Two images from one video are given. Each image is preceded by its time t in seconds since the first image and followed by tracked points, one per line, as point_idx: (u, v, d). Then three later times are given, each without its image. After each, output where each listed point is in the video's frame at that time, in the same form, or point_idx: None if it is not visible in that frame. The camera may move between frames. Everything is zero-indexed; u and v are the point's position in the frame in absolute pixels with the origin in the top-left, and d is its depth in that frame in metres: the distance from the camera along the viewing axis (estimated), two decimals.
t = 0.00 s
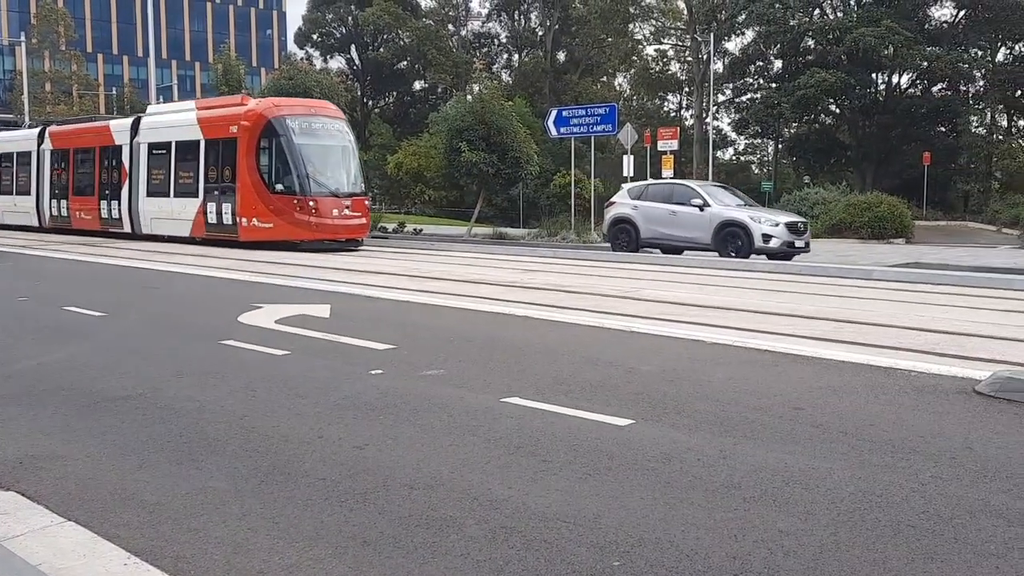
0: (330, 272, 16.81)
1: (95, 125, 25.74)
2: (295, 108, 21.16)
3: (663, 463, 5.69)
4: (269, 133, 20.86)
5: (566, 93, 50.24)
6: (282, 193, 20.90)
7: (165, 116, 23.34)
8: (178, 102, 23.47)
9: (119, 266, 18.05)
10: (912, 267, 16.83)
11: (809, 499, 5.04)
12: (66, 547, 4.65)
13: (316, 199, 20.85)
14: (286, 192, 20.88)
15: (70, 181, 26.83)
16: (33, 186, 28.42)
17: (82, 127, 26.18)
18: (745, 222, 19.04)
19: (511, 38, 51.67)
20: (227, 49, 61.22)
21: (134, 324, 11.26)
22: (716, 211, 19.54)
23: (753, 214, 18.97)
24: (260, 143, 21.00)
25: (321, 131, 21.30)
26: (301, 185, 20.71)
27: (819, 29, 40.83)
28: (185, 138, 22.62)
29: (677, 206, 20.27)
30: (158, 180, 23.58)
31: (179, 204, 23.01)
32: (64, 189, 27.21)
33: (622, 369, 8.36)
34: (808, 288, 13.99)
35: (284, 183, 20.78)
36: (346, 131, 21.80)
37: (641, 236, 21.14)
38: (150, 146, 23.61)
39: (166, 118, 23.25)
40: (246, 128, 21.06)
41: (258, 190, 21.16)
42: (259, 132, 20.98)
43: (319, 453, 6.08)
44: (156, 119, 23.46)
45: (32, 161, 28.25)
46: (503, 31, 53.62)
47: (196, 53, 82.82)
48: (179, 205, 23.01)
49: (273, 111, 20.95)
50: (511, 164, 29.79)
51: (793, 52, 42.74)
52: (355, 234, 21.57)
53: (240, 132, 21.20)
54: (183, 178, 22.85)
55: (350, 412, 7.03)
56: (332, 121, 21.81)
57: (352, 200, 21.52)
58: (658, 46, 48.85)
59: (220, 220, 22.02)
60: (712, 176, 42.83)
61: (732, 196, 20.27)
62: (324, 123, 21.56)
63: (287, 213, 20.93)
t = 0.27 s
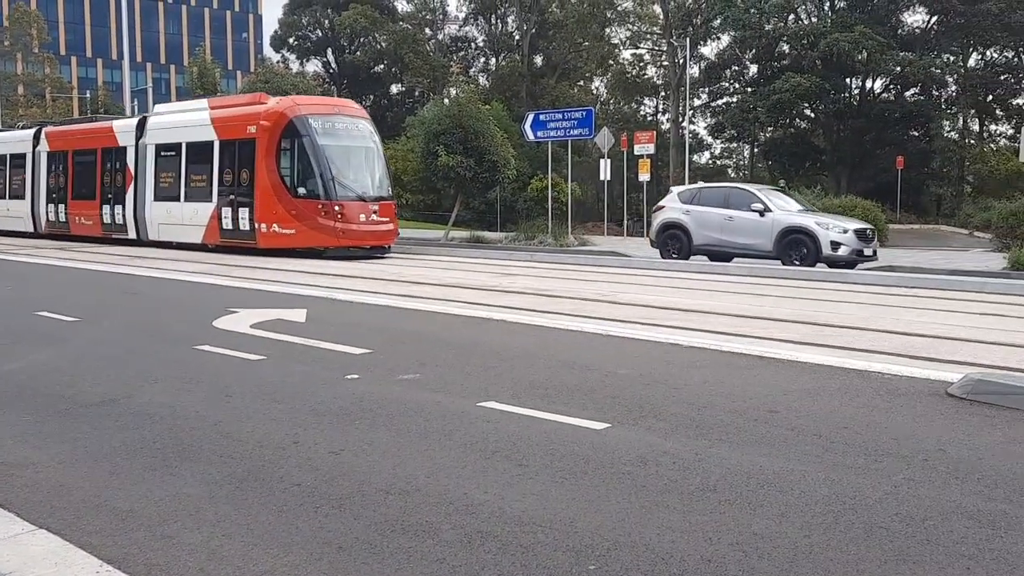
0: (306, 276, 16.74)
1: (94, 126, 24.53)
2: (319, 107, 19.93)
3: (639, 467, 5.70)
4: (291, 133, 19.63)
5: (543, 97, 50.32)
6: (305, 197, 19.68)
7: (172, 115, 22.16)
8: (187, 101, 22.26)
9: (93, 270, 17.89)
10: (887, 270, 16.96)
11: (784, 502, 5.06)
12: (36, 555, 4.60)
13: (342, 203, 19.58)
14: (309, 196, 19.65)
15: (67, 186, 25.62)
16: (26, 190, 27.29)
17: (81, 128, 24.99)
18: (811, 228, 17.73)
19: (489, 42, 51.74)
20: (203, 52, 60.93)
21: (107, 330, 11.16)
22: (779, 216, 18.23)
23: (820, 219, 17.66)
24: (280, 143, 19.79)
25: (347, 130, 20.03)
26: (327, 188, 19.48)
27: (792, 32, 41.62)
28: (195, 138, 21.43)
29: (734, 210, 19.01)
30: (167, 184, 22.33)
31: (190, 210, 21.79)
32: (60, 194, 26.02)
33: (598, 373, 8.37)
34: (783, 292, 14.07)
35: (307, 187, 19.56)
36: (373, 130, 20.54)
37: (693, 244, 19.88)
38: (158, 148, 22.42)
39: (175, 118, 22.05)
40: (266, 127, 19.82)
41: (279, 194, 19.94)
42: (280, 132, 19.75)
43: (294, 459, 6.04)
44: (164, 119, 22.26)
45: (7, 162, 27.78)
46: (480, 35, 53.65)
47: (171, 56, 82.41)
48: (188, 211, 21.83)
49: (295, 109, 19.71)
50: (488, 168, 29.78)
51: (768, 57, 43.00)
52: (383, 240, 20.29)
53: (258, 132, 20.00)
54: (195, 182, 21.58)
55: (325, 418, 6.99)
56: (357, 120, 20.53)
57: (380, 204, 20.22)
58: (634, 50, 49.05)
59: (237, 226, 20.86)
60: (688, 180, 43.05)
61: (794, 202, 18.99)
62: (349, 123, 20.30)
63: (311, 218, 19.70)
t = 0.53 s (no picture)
0: (286, 281, 16.68)
1: (105, 127, 23.66)
2: (351, 106, 19.07)
3: (619, 469, 5.71)
4: (322, 134, 18.77)
5: (523, 101, 50.38)
6: (337, 201, 18.79)
7: (189, 117, 21.28)
8: (206, 101, 21.37)
9: (70, 275, 17.75)
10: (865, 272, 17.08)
11: (763, 505, 5.08)
12: (9, 562, 4.55)
13: (378, 208, 18.69)
14: (342, 201, 18.76)
15: (73, 189, 24.68)
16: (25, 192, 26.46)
17: (90, 129, 24.19)
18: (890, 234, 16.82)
19: (469, 46, 51.77)
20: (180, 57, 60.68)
21: (84, 335, 11.06)
22: (853, 222, 17.33)
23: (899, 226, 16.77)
24: (310, 145, 18.92)
25: (380, 130, 19.14)
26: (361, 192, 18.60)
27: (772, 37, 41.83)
28: (213, 141, 20.56)
29: (801, 216, 18.04)
30: (184, 188, 21.43)
31: (209, 217, 20.89)
32: (64, 197, 25.08)
33: (579, 376, 8.37)
34: (762, 295, 14.13)
35: (340, 191, 18.69)
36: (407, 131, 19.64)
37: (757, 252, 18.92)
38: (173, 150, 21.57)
39: (192, 119, 21.17)
40: (295, 128, 18.96)
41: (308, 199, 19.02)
42: (309, 133, 18.88)
43: (274, 464, 6.01)
44: (181, 121, 21.41)
45: None
46: (460, 39, 53.69)
47: (148, 60, 81.89)
48: (206, 217, 20.97)
49: (326, 109, 18.87)
50: (467, 172, 30.07)
51: (747, 61, 43.37)
52: (419, 247, 19.38)
53: (286, 132, 19.12)
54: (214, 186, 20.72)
55: (305, 423, 6.96)
56: (390, 119, 19.65)
57: (416, 209, 19.34)
58: (614, 55, 49.20)
59: (262, 232, 19.91)
60: (668, 184, 43.22)
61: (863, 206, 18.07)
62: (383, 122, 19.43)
63: (343, 223, 18.79)
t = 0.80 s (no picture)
0: (269, 286, 16.62)
1: (123, 128, 22.68)
2: (395, 104, 17.96)
3: (602, 474, 5.72)
4: (365, 134, 17.66)
5: (508, 106, 50.45)
6: (381, 206, 17.67)
7: (217, 117, 20.27)
8: (235, 100, 20.33)
9: (51, 281, 17.62)
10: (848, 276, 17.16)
11: (745, 509, 5.09)
12: None
13: (426, 212, 17.55)
14: (387, 206, 17.64)
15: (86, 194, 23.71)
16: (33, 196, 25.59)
17: (105, 130, 23.19)
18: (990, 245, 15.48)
19: (454, 51, 51.80)
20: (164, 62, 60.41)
21: (66, 340, 11.00)
22: (947, 230, 15.93)
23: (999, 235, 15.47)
24: (352, 145, 17.81)
25: (426, 130, 18.02)
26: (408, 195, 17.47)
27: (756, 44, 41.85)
28: (243, 142, 19.55)
29: (885, 221, 16.58)
30: (210, 193, 20.42)
31: (238, 222, 19.83)
32: (77, 202, 24.13)
33: (561, 381, 8.38)
34: (746, 299, 14.16)
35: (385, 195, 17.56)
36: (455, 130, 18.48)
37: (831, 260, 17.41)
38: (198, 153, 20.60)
39: (221, 119, 20.15)
40: (336, 127, 17.85)
41: (350, 204, 17.89)
42: (351, 133, 17.77)
43: (256, 469, 5.99)
44: (209, 122, 20.40)
45: None
46: (444, 44, 53.57)
47: (131, 64, 81.59)
48: (235, 223, 19.91)
49: (368, 107, 17.75)
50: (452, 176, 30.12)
51: (730, 66, 43.57)
52: (468, 255, 18.22)
53: (325, 132, 18.01)
54: (244, 189, 19.62)
55: (288, 428, 6.94)
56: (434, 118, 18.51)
57: (465, 214, 18.18)
58: (598, 60, 49.32)
59: (298, 238, 18.83)
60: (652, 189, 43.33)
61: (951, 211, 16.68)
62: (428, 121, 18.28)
63: (389, 230, 17.65)
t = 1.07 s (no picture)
0: (255, 291, 16.56)
1: (147, 129, 21.56)
2: (447, 102, 16.95)
3: (587, 478, 5.72)
4: (417, 134, 16.67)
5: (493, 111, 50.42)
6: (435, 210, 16.66)
7: (249, 117, 19.27)
8: (270, 98, 19.31)
9: (33, 286, 17.50)
10: (832, 280, 17.21)
11: (730, 512, 5.10)
12: None
13: (484, 217, 16.48)
14: (442, 210, 16.62)
15: (105, 199, 22.56)
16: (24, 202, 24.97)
17: (125, 132, 22.06)
18: None
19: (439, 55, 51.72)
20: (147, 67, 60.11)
21: (48, 346, 10.92)
22: None
23: None
24: (404, 146, 16.82)
25: (481, 129, 16.97)
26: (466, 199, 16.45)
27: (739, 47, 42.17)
28: (279, 144, 18.55)
29: (983, 225, 15.29)
30: (243, 197, 19.42)
31: (275, 228, 18.80)
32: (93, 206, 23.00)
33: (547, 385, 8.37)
34: (732, 303, 14.19)
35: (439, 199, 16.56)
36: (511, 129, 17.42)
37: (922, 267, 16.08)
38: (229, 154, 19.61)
39: (256, 118, 19.13)
40: (385, 127, 16.86)
41: (401, 208, 16.88)
42: (402, 133, 16.79)
43: (240, 475, 5.96)
44: (242, 122, 19.36)
45: None
46: (430, 49, 53.33)
47: (114, 68, 81.26)
48: (272, 228, 18.87)
49: (420, 105, 16.79)
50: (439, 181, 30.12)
51: (715, 70, 43.68)
52: (528, 263, 17.13)
53: (373, 132, 17.01)
54: (281, 193, 18.61)
55: (273, 434, 6.91)
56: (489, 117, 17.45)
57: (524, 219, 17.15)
58: (583, 65, 49.34)
59: (341, 244, 17.76)
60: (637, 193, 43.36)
61: None
62: (484, 121, 17.23)
63: (445, 236, 16.62)
